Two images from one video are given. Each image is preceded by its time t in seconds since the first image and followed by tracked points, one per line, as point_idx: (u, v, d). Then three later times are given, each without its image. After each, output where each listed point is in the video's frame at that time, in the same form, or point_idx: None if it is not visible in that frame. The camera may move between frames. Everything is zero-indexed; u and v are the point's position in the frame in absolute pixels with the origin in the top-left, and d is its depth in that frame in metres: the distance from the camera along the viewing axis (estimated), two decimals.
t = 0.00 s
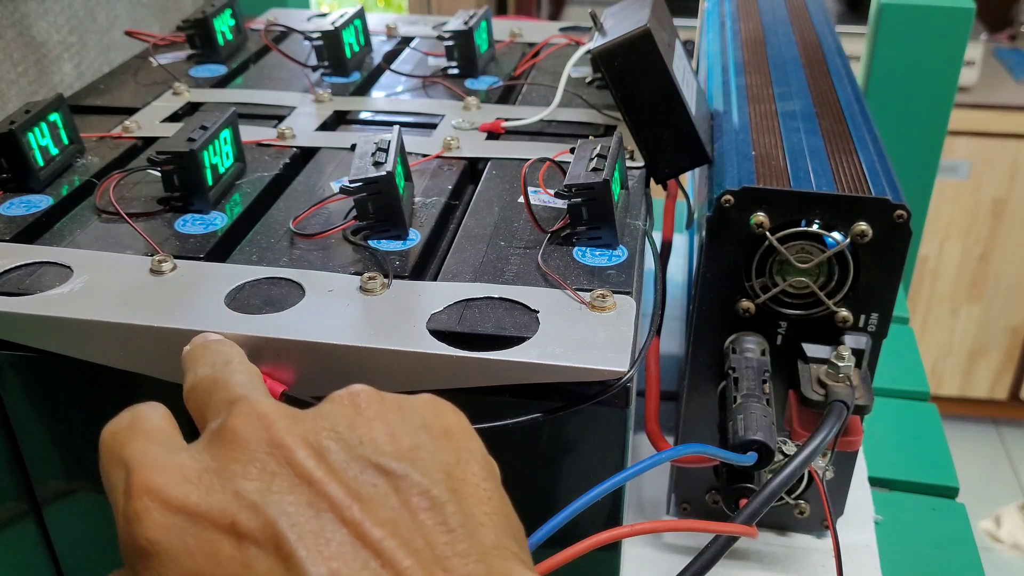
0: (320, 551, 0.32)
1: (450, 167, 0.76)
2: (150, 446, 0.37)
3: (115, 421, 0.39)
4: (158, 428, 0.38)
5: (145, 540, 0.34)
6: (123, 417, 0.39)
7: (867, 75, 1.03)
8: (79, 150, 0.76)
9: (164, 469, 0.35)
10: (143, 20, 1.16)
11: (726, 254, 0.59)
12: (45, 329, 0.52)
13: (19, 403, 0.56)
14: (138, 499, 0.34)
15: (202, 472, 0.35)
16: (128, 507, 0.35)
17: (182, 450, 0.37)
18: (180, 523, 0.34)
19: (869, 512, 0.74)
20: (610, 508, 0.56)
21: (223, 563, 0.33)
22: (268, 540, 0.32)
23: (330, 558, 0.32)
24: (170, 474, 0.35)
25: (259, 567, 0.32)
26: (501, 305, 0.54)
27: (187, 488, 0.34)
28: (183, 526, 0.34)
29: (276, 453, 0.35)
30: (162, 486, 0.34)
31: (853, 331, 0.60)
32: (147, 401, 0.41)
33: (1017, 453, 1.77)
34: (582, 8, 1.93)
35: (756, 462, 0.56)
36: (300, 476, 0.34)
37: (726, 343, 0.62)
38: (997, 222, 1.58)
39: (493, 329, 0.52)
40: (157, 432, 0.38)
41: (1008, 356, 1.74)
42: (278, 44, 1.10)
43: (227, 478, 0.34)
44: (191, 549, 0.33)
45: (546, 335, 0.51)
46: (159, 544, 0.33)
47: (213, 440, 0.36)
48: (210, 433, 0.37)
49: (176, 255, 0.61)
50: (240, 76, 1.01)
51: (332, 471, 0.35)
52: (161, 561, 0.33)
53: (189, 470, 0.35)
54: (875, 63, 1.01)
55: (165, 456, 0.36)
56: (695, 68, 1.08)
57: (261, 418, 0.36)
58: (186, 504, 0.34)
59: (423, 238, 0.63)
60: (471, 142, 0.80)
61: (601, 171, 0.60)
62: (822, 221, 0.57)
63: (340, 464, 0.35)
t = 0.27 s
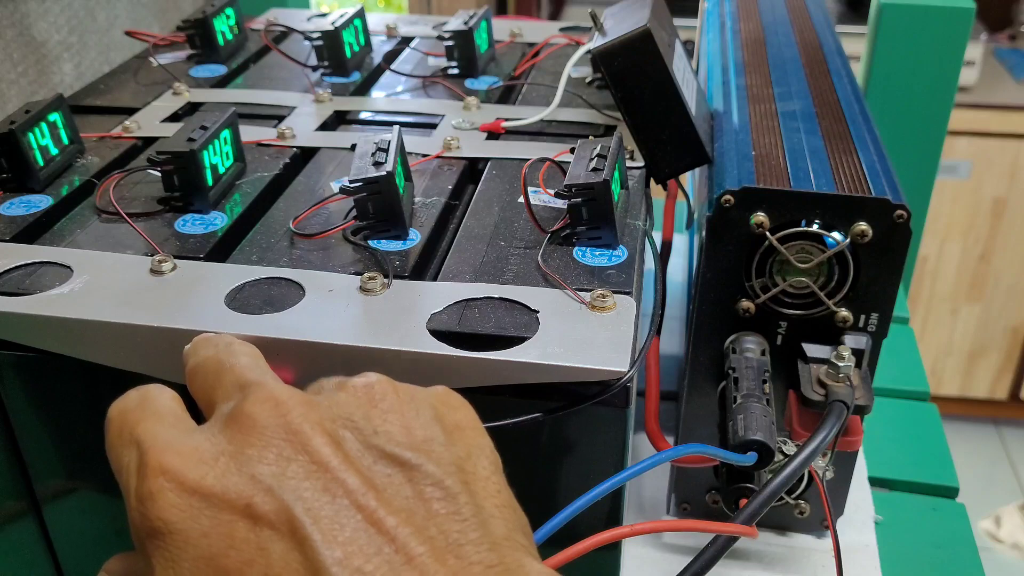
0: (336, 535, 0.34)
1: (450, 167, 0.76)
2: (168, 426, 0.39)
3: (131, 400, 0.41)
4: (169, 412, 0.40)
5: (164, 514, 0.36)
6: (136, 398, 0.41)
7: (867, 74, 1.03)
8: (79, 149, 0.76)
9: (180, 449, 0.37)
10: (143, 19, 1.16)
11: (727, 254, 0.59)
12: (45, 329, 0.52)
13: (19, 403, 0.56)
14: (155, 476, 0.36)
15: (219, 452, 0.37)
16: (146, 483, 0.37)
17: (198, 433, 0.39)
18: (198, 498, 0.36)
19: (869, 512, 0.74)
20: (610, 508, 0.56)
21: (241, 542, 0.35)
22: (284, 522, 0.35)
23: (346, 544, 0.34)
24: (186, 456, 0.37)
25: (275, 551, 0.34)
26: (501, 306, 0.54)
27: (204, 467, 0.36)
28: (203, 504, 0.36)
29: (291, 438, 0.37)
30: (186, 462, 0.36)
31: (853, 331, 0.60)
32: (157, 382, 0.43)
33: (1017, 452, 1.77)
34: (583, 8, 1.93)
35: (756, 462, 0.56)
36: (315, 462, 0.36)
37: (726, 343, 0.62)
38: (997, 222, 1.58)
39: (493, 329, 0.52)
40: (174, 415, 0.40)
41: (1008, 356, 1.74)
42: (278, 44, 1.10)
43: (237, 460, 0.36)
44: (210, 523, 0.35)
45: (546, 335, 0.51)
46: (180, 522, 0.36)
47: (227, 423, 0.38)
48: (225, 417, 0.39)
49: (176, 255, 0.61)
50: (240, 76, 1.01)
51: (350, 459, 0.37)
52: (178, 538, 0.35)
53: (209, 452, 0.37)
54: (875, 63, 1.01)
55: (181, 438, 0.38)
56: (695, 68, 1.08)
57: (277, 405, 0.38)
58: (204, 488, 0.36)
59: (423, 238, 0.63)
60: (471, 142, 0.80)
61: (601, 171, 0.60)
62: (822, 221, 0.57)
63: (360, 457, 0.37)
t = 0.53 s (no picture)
0: (397, 497, 0.35)
1: (450, 167, 0.76)
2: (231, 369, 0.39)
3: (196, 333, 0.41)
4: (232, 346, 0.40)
5: (226, 460, 0.37)
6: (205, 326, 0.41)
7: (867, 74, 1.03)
8: (79, 149, 0.76)
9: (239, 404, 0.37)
10: (143, 19, 1.16)
11: (727, 254, 0.59)
12: (45, 329, 0.52)
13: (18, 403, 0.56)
14: (223, 415, 0.37)
15: (281, 406, 0.37)
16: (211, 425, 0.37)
17: (264, 382, 0.39)
18: (259, 447, 0.36)
19: (869, 512, 0.74)
20: (610, 508, 0.56)
21: (298, 495, 0.36)
22: (339, 478, 0.35)
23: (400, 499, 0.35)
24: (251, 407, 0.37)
25: (330, 507, 0.35)
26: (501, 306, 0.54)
27: (266, 420, 0.37)
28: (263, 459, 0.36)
29: (359, 401, 0.37)
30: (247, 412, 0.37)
31: (853, 331, 0.60)
32: (228, 307, 0.43)
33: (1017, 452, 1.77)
34: (582, 8, 1.93)
35: (756, 462, 0.56)
36: (381, 426, 0.37)
37: (726, 343, 0.62)
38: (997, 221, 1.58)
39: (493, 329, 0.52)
40: (239, 355, 0.40)
41: (1008, 356, 1.74)
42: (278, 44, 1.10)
43: (295, 427, 0.36)
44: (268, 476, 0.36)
45: (546, 335, 0.51)
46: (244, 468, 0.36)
47: (295, 374, 0.38)
48: (294, 368, 0.39)
49: (176, 255, 0.61)
50: (240, 76, 1.01)
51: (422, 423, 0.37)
52: (236, 483, 0.36)
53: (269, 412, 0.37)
54: (875, 63, 1.01)
55: (248, 384, 0.38)
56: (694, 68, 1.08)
57: (347, 367, 0.38)
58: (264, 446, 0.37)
59: (423, 238, 0.63)
60: (471, 142, 0.80)
61: (601, 171, 0.60)
62: (822, 221, 0.57)
63: (426, 425, 0.37)
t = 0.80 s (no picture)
0: (341, 374, 0.33)
1: (450, 167, 0.76)
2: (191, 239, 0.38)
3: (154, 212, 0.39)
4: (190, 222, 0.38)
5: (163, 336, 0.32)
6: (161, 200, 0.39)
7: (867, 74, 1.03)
8: (79, 149, 0.76)
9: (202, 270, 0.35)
10: (143, 19, 1.16)
11: (727, 254, 0.59)
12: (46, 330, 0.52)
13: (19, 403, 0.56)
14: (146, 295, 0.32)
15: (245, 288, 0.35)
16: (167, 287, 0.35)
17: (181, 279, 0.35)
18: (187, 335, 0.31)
19: (869, 512, 0.74)
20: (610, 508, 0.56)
21: (238, 375, 0.31)
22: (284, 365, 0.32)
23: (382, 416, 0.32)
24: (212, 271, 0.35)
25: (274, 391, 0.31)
26: (501, 306, 0.54)
27: (189, 312, 0.32)
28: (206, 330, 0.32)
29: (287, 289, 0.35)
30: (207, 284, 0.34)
31: (853, 331, 0.60)
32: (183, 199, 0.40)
33: (1017, 452, 1.77)
34: (582, 8, 1.93)
35: (756, 462, 0.56)
36: (318, 313, 0.34)
37: (726, 343, 0.62)
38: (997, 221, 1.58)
39: (494, 330, 0.52)
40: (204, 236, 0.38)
41: (1008, 356, 1.74)
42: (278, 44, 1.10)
43: (238, 302, 0.33)
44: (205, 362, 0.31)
45: (546, 335, 0.51)
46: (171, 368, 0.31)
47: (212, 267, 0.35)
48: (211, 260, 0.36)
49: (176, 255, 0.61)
50: (240, 76, 1.01)
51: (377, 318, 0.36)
52: (158, 372, 0.30)
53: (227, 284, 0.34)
54: (875, 63, 1.01)
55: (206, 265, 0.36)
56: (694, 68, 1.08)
57: (271, 262, 0.36)
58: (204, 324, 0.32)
59: (423, 238, 0.63)
60: (471, 142, 0.80)
61: (601, 171, 0.60)
62: (822, 221, 0.57)
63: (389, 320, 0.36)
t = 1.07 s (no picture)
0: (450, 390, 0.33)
1: (450, 167, 0.76)
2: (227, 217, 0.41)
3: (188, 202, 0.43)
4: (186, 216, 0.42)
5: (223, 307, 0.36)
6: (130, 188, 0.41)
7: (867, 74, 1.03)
8: (79, 150, 0.76)
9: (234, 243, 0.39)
10: (143, 19, 1.16)
11: (727, 254, 0.59)
12: (46, 329, 0.53)
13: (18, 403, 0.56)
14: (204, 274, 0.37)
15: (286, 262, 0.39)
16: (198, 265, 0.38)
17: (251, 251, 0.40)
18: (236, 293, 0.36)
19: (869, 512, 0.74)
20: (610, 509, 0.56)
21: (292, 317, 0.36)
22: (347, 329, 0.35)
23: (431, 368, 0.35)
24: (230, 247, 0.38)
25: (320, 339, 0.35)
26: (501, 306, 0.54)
27: (230, 275, 0.37)
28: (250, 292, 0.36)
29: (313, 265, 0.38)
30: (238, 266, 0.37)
31: (853, 331, 0.60)
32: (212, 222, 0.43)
33: (1017, 453, 1.77)
34: (582, 8, 1.93)
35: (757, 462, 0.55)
36: (346, 275, 0.38)
37: (726, 343, 0.62)
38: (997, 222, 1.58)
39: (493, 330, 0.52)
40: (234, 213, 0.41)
41: (1008, 356, 1.74)
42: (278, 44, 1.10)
43: (278, 265, 0.38)
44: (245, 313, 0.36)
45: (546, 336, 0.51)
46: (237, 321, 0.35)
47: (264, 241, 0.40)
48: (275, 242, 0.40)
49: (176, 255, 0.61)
50: (240, 76, 1.01)
51: (364, 290, 0.37)
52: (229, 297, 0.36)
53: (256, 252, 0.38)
54: (875, 63, 1.01)
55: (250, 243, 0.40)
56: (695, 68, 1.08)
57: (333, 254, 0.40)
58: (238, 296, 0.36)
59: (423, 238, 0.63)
60: (471, 142, 0.80)
61: (601, 171, 0.60)
62: (822, 221, 0.57)
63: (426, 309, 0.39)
